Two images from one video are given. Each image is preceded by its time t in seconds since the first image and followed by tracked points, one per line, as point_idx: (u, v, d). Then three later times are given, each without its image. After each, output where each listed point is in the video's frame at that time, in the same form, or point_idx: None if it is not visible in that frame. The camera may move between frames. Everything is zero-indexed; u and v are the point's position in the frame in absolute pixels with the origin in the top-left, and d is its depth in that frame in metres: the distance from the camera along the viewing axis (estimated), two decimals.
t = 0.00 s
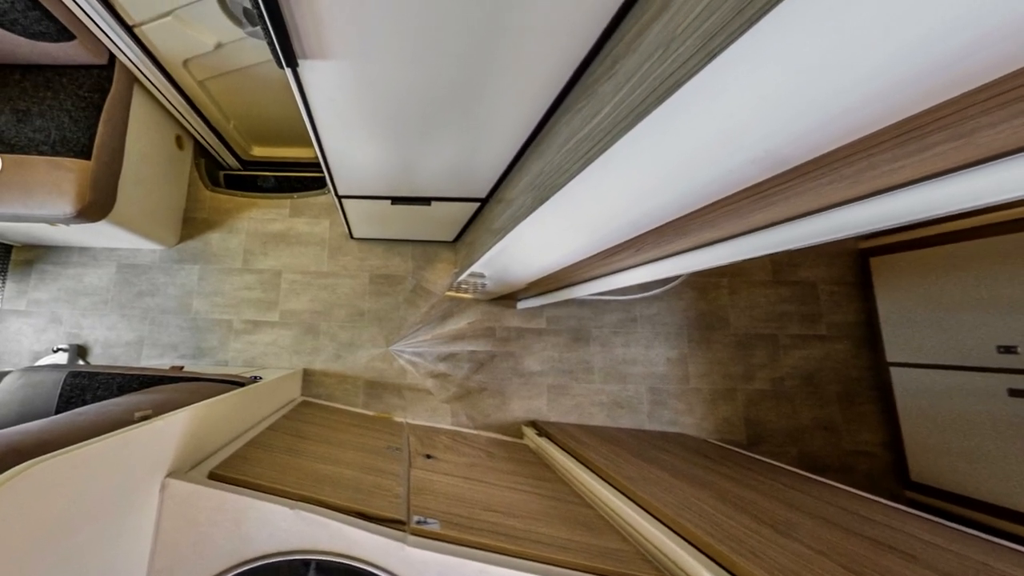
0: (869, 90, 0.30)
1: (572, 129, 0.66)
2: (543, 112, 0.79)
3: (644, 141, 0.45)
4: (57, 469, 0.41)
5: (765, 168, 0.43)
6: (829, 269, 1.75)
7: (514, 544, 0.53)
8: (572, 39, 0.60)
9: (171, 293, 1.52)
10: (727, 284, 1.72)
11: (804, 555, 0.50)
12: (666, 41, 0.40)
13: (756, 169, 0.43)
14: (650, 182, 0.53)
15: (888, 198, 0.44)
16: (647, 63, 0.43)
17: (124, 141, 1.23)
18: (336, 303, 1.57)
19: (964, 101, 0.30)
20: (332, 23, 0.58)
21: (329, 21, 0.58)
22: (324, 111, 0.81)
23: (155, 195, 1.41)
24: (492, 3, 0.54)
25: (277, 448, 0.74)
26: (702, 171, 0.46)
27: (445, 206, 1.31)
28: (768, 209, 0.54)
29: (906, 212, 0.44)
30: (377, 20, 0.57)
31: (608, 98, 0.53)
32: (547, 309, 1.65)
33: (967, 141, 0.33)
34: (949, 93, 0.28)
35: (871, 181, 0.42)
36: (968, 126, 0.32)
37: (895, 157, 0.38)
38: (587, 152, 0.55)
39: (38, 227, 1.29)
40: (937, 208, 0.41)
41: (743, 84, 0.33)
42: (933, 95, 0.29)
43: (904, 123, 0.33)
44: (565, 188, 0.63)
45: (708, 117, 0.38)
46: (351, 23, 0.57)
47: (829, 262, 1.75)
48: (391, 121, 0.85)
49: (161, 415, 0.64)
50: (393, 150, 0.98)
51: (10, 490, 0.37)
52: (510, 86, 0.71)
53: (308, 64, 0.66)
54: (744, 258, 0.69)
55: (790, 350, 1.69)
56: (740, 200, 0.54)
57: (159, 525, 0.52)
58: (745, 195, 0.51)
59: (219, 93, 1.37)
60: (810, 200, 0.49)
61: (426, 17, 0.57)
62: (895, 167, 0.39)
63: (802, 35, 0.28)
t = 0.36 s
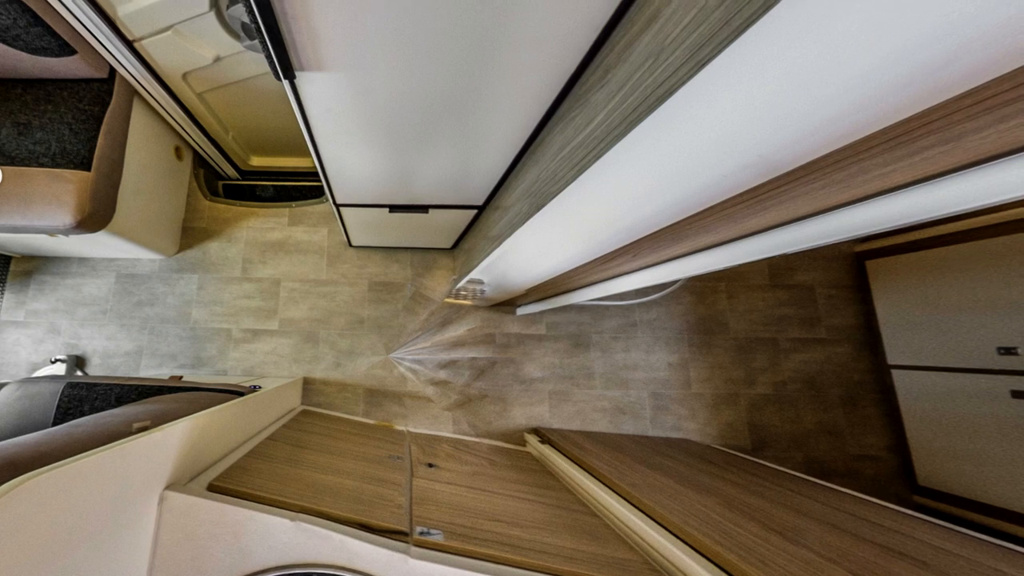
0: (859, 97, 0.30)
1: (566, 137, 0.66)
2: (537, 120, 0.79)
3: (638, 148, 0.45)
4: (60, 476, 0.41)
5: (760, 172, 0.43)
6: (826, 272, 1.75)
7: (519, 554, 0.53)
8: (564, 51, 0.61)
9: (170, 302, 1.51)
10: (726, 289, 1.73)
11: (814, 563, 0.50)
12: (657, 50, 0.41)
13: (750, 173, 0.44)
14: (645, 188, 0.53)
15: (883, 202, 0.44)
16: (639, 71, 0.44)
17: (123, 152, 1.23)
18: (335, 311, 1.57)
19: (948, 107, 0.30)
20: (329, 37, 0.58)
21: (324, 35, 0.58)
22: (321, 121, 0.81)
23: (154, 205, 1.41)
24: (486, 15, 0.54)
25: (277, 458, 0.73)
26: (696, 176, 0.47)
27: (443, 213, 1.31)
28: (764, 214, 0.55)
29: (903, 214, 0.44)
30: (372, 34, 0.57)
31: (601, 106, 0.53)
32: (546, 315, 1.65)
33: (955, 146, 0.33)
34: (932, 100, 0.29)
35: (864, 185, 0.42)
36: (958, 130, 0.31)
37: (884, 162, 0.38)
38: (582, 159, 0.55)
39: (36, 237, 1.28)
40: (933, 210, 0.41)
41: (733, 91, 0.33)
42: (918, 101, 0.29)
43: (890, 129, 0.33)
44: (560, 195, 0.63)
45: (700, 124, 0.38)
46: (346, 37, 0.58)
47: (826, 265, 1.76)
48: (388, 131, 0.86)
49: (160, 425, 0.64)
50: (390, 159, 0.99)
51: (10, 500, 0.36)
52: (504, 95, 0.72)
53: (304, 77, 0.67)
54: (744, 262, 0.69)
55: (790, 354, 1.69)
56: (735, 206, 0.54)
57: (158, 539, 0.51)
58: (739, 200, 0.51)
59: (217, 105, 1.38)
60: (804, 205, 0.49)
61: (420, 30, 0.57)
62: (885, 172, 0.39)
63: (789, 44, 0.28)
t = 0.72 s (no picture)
0: (849, 104, 0.30)
1: (561, 144, 0.67)
2: (533, 127, 0.80)
3: (632, 155, 0.45)
4: (53, 491, 0.40)
5: (753, 179, 0.43)
6: (823, 275, 1.76)
7: (523, 565, 0.52)
8: (558, 61, 0.62)
9: (168, 310, 1.50)
10: (724, 293, 1.73)
11: (823, 571, 0.49)
12: (650, 59, 0.41)
13: (744, 180, 0.44)
14: (640, 195, 0.53)
15: (874, 206, 0.43)
16: (633, 80, 0.44)
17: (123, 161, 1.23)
18: (334, 318, 1.56)
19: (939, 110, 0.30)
20: (327, 48, 0.58)
21: (320, 47, 0.58)
22: (319, 131, 0.81)
23: (153, 214, 1.40)
24: (481, 25, 0.55)
25: (277, 467, 0.73)
26: (690, 182, 0.47)
27: (441, 220, 1.31)
28: (758, 218, 0.55)
29: (894, 218, 0.43)
30: (369, 45, 0.58)
31: (597, 113, 0.54)
32: (546, 320, 1.65)
33: (945, 151, 0.34)
34: (920, 106, 0.29)
35: (857, 190, 0.42)
36: (944, 135, 0.32)
37: (877, 166, 0.38)
38: (578, 166, 0.55)
39: (34, 247, 1.28)
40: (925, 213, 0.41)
41: (724, 99, 0.33)
42: (907, 106, 0.29)
43: (880, 133, 0.34)
44: (557, 202, 0.63)
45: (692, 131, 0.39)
46: (343, 49, 0.58)
47: (822, 269, 1.76)
48: (385, 140, 0.86)
49: (159, 435, 0.63)
50: (388, 167, 0.99)
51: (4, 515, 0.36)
52: (500, 104, 0.72)
53: (303, 87, 0.67)
54: (739, 266, 0.69)
55: (791, 358, 1.68)
56: (730, 210, 0.55)
57: (155, 553, 0.51)
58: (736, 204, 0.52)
59: (217, 116, 1.38)
60: (797, 209, 0.49)
61: (417, 41, 0.58)
62: (878, 176, 0.39)
63: (779, 52, 0.28)
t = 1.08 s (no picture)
0: (830, 112, 0.31)
1: (556, 152, 0.67)
2: (528, 136, 0.81)
3: (628, 161, 0.46)
4: (49, 503, 0.40)
5: (746, 185, 0.43)
6: (821, 279, 1.76)
7: None
8: (551, 72, 0.63)
9: (167, 319, 1.50)
10: (722, 297, 1.73)
11: None
12: (643, 68, 0.42)
13: (737, 185, 0.44)
14: (634, 202, 0.53)
15: (866, 210, 0.43)
16: (626, 88, 0.45)
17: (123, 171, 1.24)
18: (334, 325, 1.55)
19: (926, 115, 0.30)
20: (326, 60, 0.59)
21: (317, 58, 0.59)
22: (316, 141, 0.82)
23: (152, 224, 1.40)
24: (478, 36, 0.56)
25: (277, 478, 0.72)
26: (685, 190, 0.47)
27: (439, 227, 1.31)
28: (753, 223, 0.55)
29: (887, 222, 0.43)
30: (366, 56, 0.58)
31: (591, 121, 0.54)
32: (545, 326, 1.64)
33: (935, 156, 0.34)
34: (909, 111, 0.29)
35: (851, 195, 0.42)
36: (933, 139, 0.32)
37: (868, 171, 0.38)
38: (575, 173, 0.56)
39: (33, 257, 1.28)
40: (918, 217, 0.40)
41: (715, 105, 0.34)
42: (894, 113, 0.29)
43: (869, 139, 0.34)
44: (554, 208, 0.63)
45: (684, 137, 0.39)
46: (341, 59, 0.59)
47: (820, 272, 1.77)
48: (382, 150, 0.86)
49: (158, 446, 0.63)
50: (386, 176, 0.99)
51: None
52: (495, 112, 0.73)
53: (300, 98, 0.67)
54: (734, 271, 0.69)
55: (792, 362, 1.68)
56: (724, 215, 0.55)
57: (153, 567, 0.50)
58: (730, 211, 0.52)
59: (215, 126, 1.39)
60: (792, 214, 0.49)
61: (415, 51, 0.58)
62: (871, 181, 0.39)
63: (768, 60, 0.28)
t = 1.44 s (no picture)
0: (819, 119, 0.33)
1: (552, 160, 0.69)
2: (524, 144, 0.83)
3: (620, 169, 0.48)
4: (43, 522, 0.39)
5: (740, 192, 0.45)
6: (818, 283, 1.77)
7: None
8: (542, 82, 0.66)
9: (165, 330, 1.49)
10: (721, 302, 1.73)
11: None
12: (633, 79, 0.44)
13: (731, 192, 0.45)
14: (628, 208, 0.55)
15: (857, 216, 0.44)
16: (617, 98, 0.47)
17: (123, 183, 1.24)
18: (334, 334, 1.55)
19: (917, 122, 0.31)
20: (321, 73, 0.61)
21: (320, 70, 0.61)
22: (316, 152, 0.84)
23: (151, 235, 1.40)
24: (473, 48, 0.59)
25: (277, 490, 0.71)
26: (678, 196, 0.48)
27: (437, 236, 1.32)
28: (747, 229, 0.55)
29: (875, 229, 0.43)
30: (369, 67, 0.61)
31: (583, 130, 0.56)
32: (545, 333, 1.64)
33: (924, 160, 0.34)
34: (893, 120, 0.31)
35: (840, 200, 0.43)
36: (920, 146, 0.33)
37: (858, 177, 0.39)
38: (569, 180, 0.57)
39: (31, 268, 1.27)
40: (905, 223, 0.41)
41: (707, 112, 0.36)
42: (881, 121, 0.31)
43: (857, 146, 0.35)
44: (550, 216, 0.64)
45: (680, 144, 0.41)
46: (343, 70, 0.61)
47: (816, 277, 1.77)
48: (381, 159, 0.88)
49: (156, 458, 0.62)
50: (384, 186, 1.00)
51: None
52: (492, 121, 0.75)
53: (299, 109, 0.69)
54: (729, 277, 0.68)
55: (793, 367, 1.67)
56: (716, 221, 0.56)
57: None
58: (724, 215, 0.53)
59: (215, 139, 1.40)
60: (792, 215, 0.49)
61: (411, 62, 0.61)
62: (862, 186, 0.40)
63: (756, 68, 0.30)
